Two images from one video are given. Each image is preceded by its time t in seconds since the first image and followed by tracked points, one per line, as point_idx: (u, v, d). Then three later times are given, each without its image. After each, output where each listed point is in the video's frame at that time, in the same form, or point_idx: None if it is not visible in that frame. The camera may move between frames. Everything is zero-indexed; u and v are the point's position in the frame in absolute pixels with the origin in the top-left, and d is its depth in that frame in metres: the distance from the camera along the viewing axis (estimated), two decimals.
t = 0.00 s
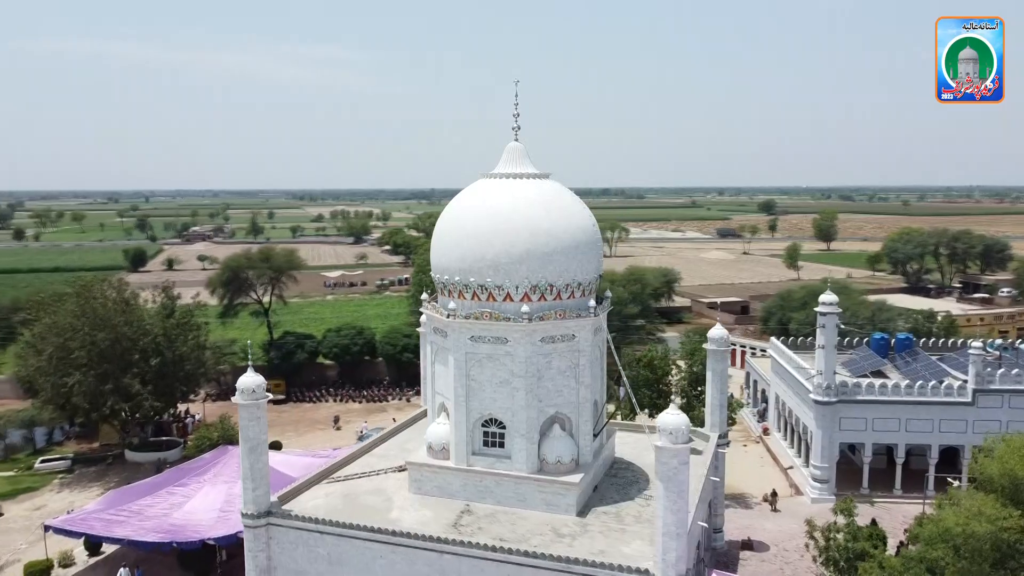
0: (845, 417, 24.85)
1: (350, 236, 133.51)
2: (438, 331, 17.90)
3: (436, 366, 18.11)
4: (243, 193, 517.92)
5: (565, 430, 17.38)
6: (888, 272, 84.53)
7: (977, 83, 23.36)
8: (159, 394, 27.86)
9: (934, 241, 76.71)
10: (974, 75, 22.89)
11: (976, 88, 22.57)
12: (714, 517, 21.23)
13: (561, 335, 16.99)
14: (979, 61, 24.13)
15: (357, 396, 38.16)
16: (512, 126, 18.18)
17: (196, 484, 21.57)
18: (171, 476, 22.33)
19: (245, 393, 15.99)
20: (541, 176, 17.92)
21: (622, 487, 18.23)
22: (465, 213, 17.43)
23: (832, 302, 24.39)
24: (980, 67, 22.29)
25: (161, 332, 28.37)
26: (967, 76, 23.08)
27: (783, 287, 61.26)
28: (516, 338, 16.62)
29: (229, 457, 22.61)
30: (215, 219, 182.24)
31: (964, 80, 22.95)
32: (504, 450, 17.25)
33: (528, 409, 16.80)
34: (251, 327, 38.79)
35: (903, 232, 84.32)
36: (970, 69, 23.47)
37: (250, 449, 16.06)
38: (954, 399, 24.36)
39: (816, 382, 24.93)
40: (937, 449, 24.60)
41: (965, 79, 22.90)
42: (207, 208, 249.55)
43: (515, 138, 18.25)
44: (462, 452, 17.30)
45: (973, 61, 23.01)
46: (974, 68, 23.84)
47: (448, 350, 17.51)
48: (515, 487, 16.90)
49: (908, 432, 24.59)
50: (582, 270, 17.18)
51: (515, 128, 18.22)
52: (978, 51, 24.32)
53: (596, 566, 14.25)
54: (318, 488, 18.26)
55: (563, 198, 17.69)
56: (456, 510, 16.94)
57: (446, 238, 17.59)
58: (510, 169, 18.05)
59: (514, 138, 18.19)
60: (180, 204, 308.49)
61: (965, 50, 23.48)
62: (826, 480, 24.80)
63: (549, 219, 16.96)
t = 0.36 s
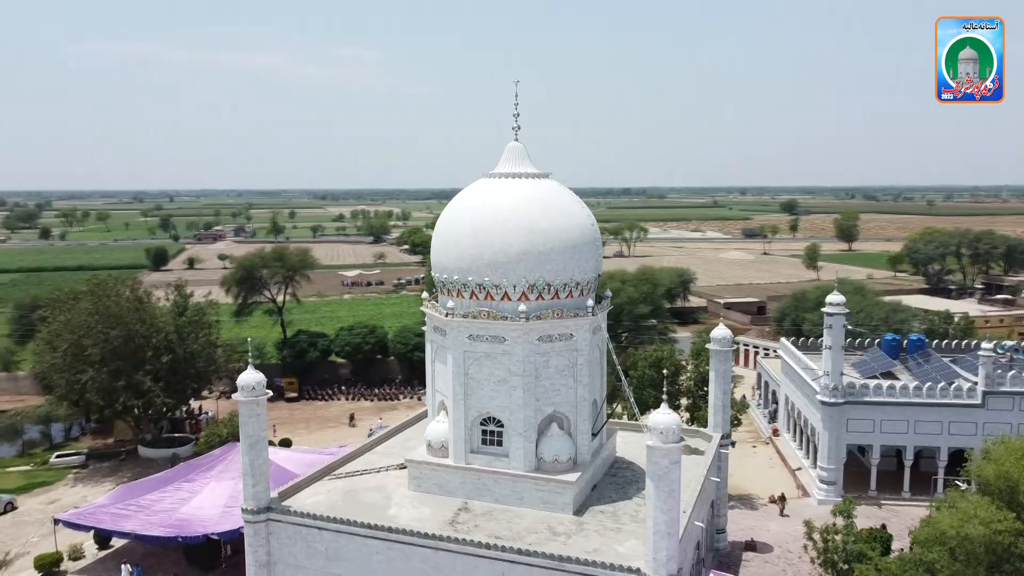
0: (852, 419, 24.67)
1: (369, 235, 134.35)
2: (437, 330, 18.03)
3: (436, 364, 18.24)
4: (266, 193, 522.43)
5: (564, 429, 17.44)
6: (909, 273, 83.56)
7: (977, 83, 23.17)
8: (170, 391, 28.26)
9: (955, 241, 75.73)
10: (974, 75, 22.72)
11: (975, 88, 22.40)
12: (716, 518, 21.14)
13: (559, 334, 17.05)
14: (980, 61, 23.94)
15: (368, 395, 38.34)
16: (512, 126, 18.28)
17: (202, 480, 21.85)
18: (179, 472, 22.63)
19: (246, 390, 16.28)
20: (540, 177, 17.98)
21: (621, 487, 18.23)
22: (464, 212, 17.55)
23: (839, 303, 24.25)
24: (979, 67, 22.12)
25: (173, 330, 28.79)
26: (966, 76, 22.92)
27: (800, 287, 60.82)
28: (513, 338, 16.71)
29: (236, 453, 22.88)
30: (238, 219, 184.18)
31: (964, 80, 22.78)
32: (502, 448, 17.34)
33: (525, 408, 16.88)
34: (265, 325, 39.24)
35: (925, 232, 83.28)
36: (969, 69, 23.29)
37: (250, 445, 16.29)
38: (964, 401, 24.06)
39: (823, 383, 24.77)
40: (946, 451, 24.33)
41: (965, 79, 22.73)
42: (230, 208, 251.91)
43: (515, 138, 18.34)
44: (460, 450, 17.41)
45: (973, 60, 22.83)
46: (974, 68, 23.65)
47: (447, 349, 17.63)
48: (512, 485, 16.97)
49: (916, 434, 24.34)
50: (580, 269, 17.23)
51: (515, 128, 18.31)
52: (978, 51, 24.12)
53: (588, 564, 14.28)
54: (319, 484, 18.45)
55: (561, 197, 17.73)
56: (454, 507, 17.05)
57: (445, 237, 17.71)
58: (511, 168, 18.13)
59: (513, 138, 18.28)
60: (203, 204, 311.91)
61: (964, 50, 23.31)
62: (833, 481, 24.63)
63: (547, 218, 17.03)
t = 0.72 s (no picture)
0: (859, 420, 24.48)
1: (388, 235, 134.94)
2: (437, 329, 18.16)
3: (436, 363, 18.36)
4: (288, 192, 526.42)
5: (562, 429, 17.49)
6: (931, 274, 82.45)
7: (978, 83, 22.91)
8: (182, 388, 28.63)
9: (977, 242, 74.62)
10: (974, 75, 22.47)
11: (976, 88, 22.15)
12: (719, 518, 21.08)
13: (557, 334, 17.12)
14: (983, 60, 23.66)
15: (380, 393, 38.60)
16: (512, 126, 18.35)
17: (209, 475, 22.14)
18: (187, 467, 22.94)
19: (247, 387, 16.49)
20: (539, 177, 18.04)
21: (620, 486, 18.23)
22: (464, 212, 17.65)
23: (846, 304, 24.12)
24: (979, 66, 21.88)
25: (185, 328, 29.16)
26: (967, 76, 22.68)
27: (817, 287, 60.34)
28: (511, 336, 16.80)
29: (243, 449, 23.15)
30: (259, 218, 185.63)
31: (964, 80, 22.52)
32: (500, 446, 17.42)
33: (523, 407, 16.96)
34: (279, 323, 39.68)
35: (947, 232, 82.07)
36: (970, 69, 23.01)
37: (251, 441, 16.48)
38: (973, 404, 23.79)
39: (830, 385, 24.61)
40: (955, 453, 24.05)
41: (965, 79, 22.51)
42: (253, 207, 253.94)
43: (514, 139, 18.42)
44: (459, 448, 17.51)
45: (973, 60, 22.58)
46: (976, 68, 23.36)
47: (446, 348, 17.75)
48: (510, 483, 17.05)
49: (924, 436, 24.09)
50: (579, 268, 17.28)
51: (515, 128, 18.39)
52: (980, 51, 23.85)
53: (580, 563, 14.30)
54: (320, 481, 18.64)
55: (560, 197, 17.78)
56: (452, 505, 17.16)
57: (444, 236, 17.82)
58: (510, 169, 18.21)
59: (513, 139, 18.35)
60: (226, 203, 314.82)
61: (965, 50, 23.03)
62: (840, 483, 24.44)
63: (545, 218, 17.08)
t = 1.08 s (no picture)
0: (866, 422, 24.29)
1: (406, 235, 135.48)
2: (436, 328, 18.29)
3: (436, 361, 18.49)
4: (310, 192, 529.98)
5: (560, 428, 17.54)
6: (952, 275, 81.42)
7: (979, 82, 22.67)
8: (193, 386, 29.03)
9: (999, 243, 73.59)
10: (974, 75, 22.24)
11: (977, 88, 21.92)
12: (721, 520, 21.03)
13: (554, 334, 17.19)
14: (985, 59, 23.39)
15: (391, 392, 38.83)
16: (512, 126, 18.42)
17: (215, 472, 22.43)
18: (194, 464, 23.25)
19: (247, 384, 16.70)
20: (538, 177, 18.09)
21: (618, 486, 18.26)
22: (463, 212, 17.74)
23: (852, 305, 24.04)
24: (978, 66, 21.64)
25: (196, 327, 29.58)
26: (967, 76, 22.45)
27: (834, 288, 59.83)
28: (508, 336, 16.89)
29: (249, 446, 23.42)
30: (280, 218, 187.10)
31: (964, 79, 22.28)
32: (498, 445, 17.51)
33: (520, 406, 17.04)
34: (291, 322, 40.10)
35: (969, 232, 80.97)
36: (969, 69, 22.78)
37: (251, 439, 16.67)
38: (981, 406, 23.56)
39: (836, 386, 24.51)
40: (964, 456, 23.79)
41: (965, 79, 22.27)
42: (275, 207, 255.44)
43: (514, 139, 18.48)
44: (457, 447, 17.63)
45: (974, 60, 22.35)
46: (977, 67, 23.11)
47: (445, 347, 17.88)
48: (507, 482, 17.14)
49: (932, 439, 23.86)
50: (577, 269, 17.33)
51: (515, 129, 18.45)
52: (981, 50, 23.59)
53: (573, 562, 14.35)
54: (321, 478, 18.83)
55: (559, 198, 17.83)
56: (450, 503, 17.27)
57: (444, 236, 17.92)
58: (509, 169, 18.29)
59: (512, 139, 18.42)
60: (248, 203, 317.53)
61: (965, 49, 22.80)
62: (847, 485, 24.23)
63: (543, 218, 17.14)
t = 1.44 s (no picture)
0: (873, 424, 24.09)
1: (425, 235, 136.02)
2: (436, 327, 18.41)
3: (435, 360, 18.63)
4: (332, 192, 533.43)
5: (557, 427, 17.60)
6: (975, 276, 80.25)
7: (979, 82, 22.44)
8: (204, 382, 29.44)
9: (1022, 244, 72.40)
10: (974, 75, 22.03)
11: (976, 88, 21.70)
12: (723, 521, 20.98)
13: (552, 333, 17.25)
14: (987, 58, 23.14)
15: (401, 391, 39.02)
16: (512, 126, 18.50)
17: (221, 468, 22.71)
18: (202, 460, 23.56)
19: (247, 381, 16.91)
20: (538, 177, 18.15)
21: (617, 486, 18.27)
22: (462, 211, 17.84)
23: (859, 305, 23.84)
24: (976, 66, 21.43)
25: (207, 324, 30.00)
26: (967, 76, 22.24)
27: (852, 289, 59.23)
28: (505, 335, 16.98)
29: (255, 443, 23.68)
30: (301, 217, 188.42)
31: (964, 80, 22.07)
32: (495, 444, 17.59)
33: (517, 405, 17.11)
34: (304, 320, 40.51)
35: (992, 233, 79.77)
36: (969, 69, 22.57)
37: (251, 435, 16.88)
38: (990, 409, 23.29)
39: (843, 388, 24.34)
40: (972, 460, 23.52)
41: (965, 79, 22.05)
42: (296, 207, 257.45)
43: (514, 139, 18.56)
44: (455, 445, 17.73)
45: (974, 60, 22.13)
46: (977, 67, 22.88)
47: (443, 346, 18.00)
48: (504, 480, 17.22)
49: (940, 441, 23.62)
50: (575, 269, 17.37)
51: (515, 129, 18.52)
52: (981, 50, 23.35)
53: (564, 561, 14.40)
54: (321, 475, 19.01)
55: (558, 198, 17.87)
56: (447, 501, 17.39)
57: (443, 235, 18.03)
58: (509, 169, 18.37)
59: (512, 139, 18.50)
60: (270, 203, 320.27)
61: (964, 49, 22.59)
62: (853, 488, 24.04)
63: (541, 218, 17.19)
